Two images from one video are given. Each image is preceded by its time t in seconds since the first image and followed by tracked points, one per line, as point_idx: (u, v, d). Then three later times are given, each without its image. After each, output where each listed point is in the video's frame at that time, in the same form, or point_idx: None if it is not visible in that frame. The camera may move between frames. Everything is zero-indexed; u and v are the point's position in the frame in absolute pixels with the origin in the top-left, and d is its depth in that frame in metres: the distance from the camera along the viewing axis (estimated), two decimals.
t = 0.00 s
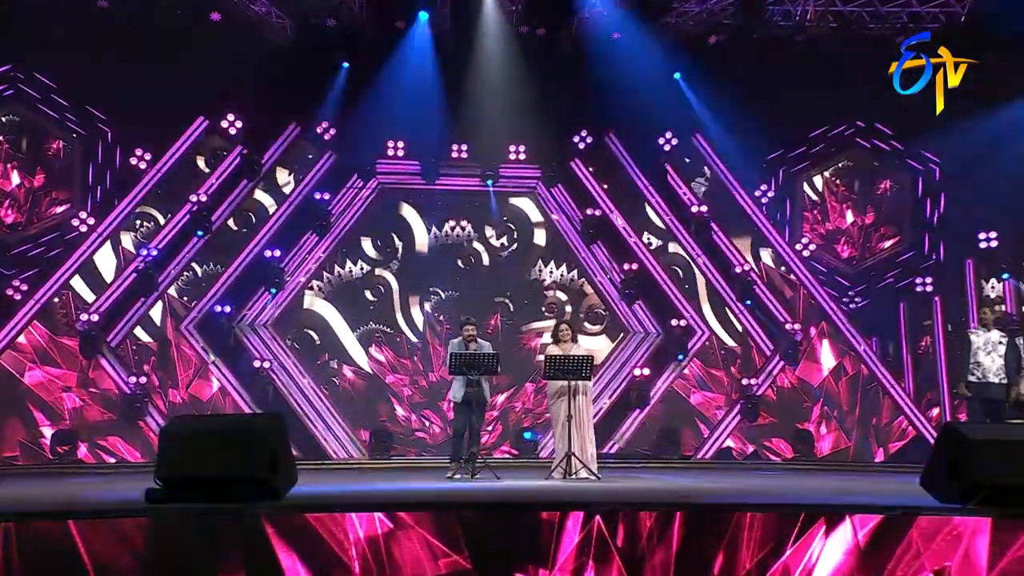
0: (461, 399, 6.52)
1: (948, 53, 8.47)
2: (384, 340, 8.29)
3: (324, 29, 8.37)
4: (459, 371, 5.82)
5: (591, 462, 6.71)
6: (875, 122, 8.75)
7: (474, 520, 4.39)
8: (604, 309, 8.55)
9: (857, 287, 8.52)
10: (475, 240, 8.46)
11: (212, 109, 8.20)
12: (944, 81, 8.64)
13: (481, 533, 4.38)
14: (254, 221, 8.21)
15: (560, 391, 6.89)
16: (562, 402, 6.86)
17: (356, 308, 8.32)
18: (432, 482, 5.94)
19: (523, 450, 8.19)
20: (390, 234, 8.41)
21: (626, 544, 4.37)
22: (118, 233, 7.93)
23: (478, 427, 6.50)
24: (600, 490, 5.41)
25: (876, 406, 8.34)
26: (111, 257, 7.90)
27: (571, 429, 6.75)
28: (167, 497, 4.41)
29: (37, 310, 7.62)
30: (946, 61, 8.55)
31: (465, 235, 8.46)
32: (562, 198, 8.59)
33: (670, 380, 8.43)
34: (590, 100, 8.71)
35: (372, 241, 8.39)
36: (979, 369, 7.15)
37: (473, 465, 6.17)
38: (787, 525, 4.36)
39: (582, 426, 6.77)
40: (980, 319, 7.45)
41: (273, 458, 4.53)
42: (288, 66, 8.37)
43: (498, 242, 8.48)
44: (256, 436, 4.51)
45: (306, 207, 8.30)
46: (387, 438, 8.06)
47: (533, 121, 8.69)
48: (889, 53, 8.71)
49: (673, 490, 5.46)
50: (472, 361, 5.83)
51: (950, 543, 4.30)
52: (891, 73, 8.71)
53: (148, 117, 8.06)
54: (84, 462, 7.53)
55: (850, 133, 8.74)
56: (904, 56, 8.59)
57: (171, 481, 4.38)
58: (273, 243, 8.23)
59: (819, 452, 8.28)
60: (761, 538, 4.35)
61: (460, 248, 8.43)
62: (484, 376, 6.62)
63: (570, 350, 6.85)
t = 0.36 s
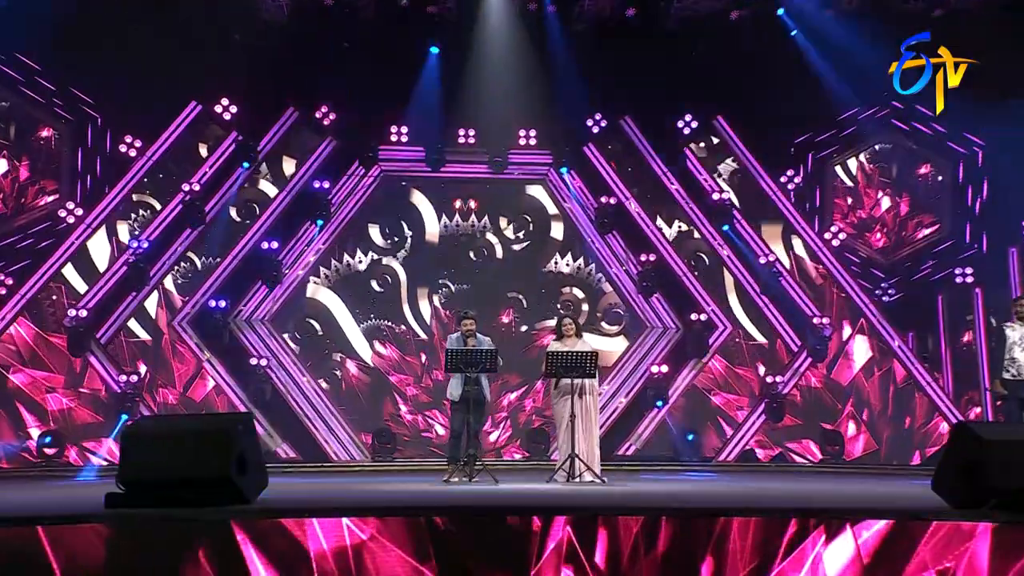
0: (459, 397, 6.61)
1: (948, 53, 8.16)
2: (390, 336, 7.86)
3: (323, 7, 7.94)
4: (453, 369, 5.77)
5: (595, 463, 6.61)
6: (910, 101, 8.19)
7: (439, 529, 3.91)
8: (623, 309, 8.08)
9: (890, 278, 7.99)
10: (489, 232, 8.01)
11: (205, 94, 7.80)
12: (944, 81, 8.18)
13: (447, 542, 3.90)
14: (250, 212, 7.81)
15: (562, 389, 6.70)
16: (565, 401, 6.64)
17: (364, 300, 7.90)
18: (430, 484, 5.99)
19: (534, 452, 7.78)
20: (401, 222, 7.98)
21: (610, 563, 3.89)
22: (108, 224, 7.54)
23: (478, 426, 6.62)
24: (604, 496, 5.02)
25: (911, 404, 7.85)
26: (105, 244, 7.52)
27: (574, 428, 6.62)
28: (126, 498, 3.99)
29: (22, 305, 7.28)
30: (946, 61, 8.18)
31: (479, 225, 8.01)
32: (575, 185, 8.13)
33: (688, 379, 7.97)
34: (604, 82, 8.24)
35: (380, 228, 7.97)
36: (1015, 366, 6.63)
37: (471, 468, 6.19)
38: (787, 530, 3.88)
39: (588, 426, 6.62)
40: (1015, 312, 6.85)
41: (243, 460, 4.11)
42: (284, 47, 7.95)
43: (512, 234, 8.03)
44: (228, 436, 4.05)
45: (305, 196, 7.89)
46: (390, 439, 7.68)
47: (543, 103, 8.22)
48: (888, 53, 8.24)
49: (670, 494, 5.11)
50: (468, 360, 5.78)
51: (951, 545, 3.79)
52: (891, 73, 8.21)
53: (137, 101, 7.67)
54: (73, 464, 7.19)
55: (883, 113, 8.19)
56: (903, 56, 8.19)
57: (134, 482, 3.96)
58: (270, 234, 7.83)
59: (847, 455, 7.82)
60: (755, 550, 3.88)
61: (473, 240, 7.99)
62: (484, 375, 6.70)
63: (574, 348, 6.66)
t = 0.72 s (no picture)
0: (456, 396, 6.25)
1: (947, 53, 7.60)
2: (396, 331, 7.44)
3: None
4: (449, 366, 5.55)
5: (599, 466, 6.24)
6: (951, 79, 7.63)
7: (417, 534, 4.02)
8: (644, 309, 7.64)
9: (927, 270, 7.49)
10: (504, 222, 7.60)
11: (199, 75, 7.40)
12: (942, 85, 7.63)
13: (413, 549, 4.00)
14: (245, 200, 7.39)
15: (564, 388, 6.39)
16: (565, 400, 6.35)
17: (371, 292, 7.48)
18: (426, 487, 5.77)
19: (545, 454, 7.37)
20: (412, 209, 7.57)
21: (586, 568, 4.02)
22: (96, 214, 7.17)
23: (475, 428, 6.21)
24: (612, 503, 4.68)
25: (949, 405, 7.36)
26: (94, 235, 7.16)
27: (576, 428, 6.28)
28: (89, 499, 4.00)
29: (8, 299, 6.95)
30: (946, 61, 7.63)
31: (492, 214, 7.60)
32: (590, 171, 7.70)
33: (709, 377, 7.53)
34: (622, 61, 7.77)
35: (390, 216, 7.55)
36: None
37: (468, 471, 5.91)
38: (783, 535, 4.03)
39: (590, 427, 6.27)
40: None
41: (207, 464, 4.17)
42: (281, 25, 7.51)
43: (529, 227, 7.62)
44: (198, 440, 4.13)
45: (304, 184, 7.48)
46: (393, 441, 7.29)
47: (557, 84, 7.76)
48: (887, 53, 7.70)
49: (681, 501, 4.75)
50: (465, 356, 5.53)
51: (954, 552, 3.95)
52: (890, 75, 7.70)
53: (127, 84, 7.29)
54: (59, 467, 6.86)
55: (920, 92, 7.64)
56: (904, 57, 7.67)
57: (93, 482, 3.98)
58: (268, 225, 7.42)
59: (879, 457, 7.37)
60: (743, 555, 4.01)
61: (487, 230, 7.58)
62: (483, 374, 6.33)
63: (578, 344, 6.28)
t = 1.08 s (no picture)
0: (454, 394, 5.92)
1: (948, 52, 7.09)
2: (404, 324, 7.04)
3: None
4: (444, 364, 5.32)
5: (604, 470, 5.85)
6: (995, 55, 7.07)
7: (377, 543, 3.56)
8: (667, 309, 7.19)
9: (970, 259, 6.97)
10: (519, 212, 7.16)
11: (191, 56, 6.98)
12: (942, 83, 7.10)
13: (365, 558, 3.55)
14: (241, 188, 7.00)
15: (567, 387, 6.05)
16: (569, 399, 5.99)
17: (378, 283, 7.08)
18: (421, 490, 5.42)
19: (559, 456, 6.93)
20: (422, 194, 7.15)
21: None
22: (83, 203, 6.79)
23: (471, 428, 5.92)
24: (638, 508, 4.28)
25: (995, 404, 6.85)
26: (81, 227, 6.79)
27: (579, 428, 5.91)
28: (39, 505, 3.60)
29: None
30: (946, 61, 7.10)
31: (502, 202, 7.17)
32: (605, 155, 7.24)
33: (733, 376, 7.09)
34: (640, 39, 7.30)
35: (399, 200, 7.14)
36: None
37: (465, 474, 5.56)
38: (771, 541, 3.54)
39: (593, 426, 5.90)
40: None
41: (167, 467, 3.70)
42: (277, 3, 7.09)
43: (546, 217, 7.18)
44: (155, 442, 3.64)
45: (302, 171, 7.07)
46: (397, 441, 6.88)
47: (570, 63, 7.29)
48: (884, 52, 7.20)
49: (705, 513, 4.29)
50: (462, 353, 5.31)
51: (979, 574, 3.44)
52: (890, 73, 7.18)
53: (115, 65, 6.89)
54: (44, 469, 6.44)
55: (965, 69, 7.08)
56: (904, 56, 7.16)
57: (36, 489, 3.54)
58: (264, 214, 7.02)
59: (917, 460, 6.87)
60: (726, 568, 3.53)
61: (500, 220, 7.15)
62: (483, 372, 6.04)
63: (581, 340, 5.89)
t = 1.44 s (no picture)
0: (447, 392, 5.61)
1: (948, 52, 6.63)
2: (410, 315, 6.65)
3: None
4: (436, 359, 5.09)
5: (606, 471, 5.52)
6: None
7: (350, 543, 3.73)
8: (688, 303, 6.77)
9: (1014, 247, 6.51)
10: (535, 199, 6.74)
11: (181, 33, 6.59)
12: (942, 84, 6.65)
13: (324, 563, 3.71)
14: (233, 174, 6.62)
15: (566, 384, 5.67)
16: (569, 396, 5.63)
17: (383, 272, 6.67)
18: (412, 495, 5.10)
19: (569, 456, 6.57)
20: (433, 177, 6.75)
21: None
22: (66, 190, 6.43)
23: (466, 428, 5.60)
24: (632, 518, 3.97)
25: None
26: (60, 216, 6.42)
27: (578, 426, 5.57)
28: None
29: None
30: (946, 62, 6.64)
31: (518, 190, 6.74)
32: (619, 136, 6.80)
33: (755, 373, 6.66)
34: (657, 13, 6.84)
35: (408, 182, 6.74)
36: None
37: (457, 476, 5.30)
38: (746, 547, 3.74)
39: (594, 426, 5.57)
40: None
41: (118, 475, 3.61)
42: None
43: (564, 207, 6.75)
44: (111, 461, 3.54)
45: (298, 155, 6.68)
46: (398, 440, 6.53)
47: (583, 40, 6.85)
48: (884, 51, 6.74)
49: (729, 526, 3.89)
50: (456, 348, 5.07)
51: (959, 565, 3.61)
52: (890, 74, 6.73)
53: (100, 45, 6.51)
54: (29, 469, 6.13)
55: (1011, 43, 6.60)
56: (903, 56, 6.71)
57: None
58: (257, 201, 6.63)
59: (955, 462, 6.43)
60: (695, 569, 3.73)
61: (515, 208, 6.73)
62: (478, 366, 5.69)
63: (581, 334, 5.65)
